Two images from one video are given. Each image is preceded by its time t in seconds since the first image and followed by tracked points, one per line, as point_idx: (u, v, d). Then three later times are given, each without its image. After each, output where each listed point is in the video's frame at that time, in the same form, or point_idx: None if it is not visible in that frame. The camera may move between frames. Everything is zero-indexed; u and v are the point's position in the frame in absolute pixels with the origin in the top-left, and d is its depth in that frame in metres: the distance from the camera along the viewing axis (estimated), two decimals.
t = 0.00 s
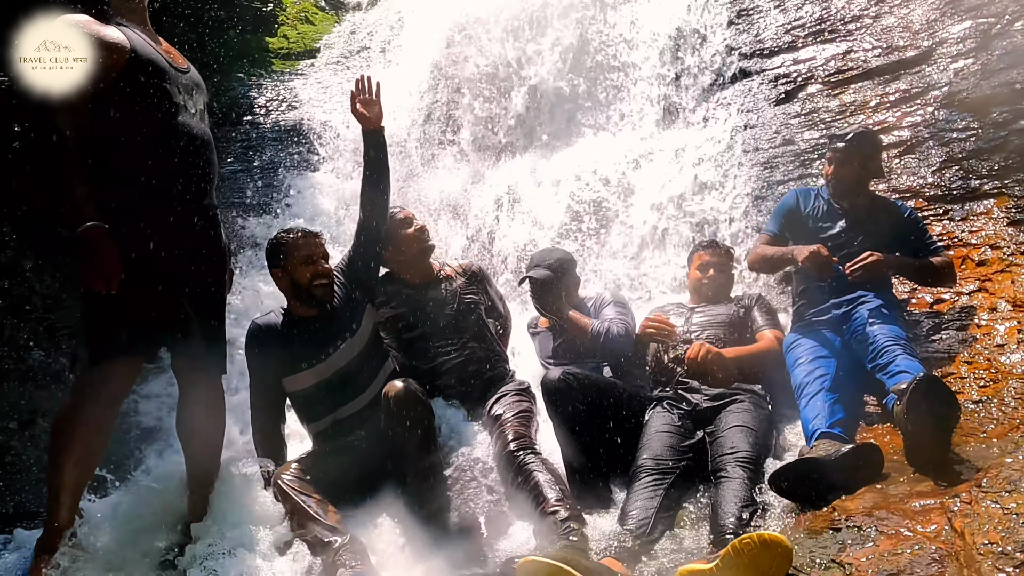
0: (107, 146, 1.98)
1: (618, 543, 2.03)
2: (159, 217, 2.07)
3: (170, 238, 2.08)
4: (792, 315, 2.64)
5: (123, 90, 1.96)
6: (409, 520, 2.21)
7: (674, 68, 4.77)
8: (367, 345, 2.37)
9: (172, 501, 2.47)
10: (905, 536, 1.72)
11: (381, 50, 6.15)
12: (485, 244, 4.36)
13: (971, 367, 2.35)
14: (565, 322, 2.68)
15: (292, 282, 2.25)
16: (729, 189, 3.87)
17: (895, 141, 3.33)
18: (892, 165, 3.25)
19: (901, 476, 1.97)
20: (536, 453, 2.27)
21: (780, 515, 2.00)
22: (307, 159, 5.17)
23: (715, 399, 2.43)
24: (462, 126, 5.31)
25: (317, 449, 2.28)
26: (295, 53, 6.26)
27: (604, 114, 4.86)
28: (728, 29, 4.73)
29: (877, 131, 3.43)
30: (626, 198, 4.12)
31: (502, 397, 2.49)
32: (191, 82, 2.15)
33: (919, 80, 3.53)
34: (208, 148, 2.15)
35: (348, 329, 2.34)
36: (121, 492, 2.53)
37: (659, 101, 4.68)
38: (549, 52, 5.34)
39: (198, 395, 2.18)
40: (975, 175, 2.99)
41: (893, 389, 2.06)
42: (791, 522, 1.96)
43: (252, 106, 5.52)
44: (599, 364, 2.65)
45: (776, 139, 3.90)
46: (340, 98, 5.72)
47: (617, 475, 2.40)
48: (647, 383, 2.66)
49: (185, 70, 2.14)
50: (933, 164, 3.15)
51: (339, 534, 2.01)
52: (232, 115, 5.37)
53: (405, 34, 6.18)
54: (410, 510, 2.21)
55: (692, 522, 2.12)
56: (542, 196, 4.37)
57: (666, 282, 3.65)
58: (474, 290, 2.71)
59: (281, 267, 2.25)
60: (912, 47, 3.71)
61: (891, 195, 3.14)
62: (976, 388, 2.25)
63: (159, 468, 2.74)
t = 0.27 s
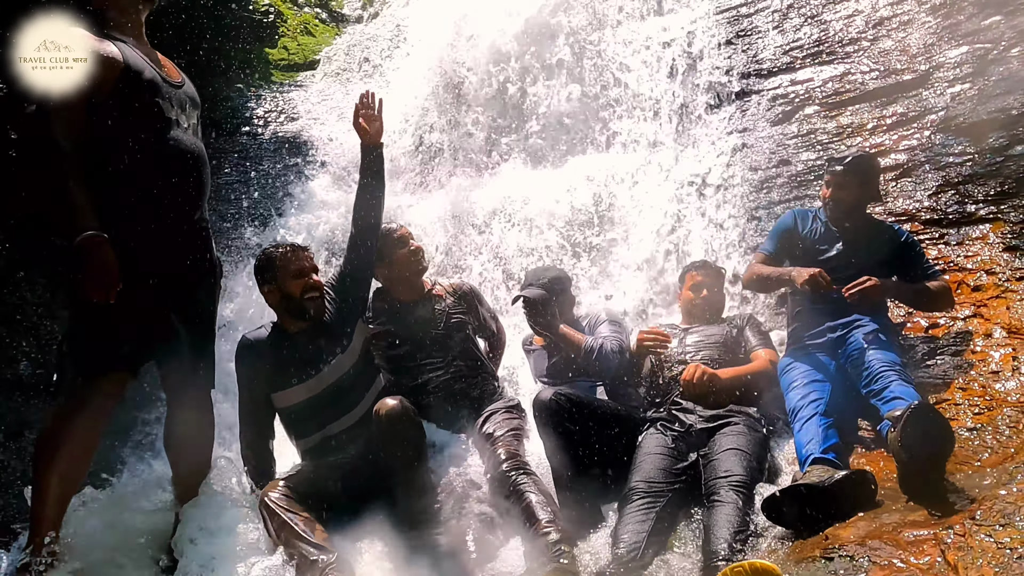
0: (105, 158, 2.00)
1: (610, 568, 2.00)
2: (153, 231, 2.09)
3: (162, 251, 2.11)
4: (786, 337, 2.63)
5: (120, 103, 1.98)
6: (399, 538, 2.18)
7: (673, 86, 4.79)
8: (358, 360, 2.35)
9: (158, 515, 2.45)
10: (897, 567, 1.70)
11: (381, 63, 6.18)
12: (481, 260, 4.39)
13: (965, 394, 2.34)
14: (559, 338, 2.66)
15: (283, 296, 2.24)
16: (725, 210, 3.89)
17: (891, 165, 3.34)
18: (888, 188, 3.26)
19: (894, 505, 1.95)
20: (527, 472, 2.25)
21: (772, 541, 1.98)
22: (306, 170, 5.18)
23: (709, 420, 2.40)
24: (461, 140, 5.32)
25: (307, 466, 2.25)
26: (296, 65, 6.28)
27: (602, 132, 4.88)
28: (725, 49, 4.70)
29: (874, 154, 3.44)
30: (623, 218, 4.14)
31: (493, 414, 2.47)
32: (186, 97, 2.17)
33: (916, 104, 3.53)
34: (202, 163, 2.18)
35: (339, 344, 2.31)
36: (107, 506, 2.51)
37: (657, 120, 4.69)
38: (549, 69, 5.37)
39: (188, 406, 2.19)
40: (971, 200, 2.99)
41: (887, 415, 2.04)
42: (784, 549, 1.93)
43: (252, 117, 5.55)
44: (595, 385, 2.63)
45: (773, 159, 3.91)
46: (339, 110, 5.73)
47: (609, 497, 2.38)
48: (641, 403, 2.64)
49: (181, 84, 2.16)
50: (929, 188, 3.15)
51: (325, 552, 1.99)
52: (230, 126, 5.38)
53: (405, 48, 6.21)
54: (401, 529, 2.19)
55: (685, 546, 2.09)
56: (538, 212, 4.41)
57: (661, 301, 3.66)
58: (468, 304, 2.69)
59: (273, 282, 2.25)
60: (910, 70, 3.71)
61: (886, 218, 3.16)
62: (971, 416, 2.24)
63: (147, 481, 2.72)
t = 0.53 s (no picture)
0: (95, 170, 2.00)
1: None
2: (144, 247, 2.08)
3: (152, 268, 2.10)
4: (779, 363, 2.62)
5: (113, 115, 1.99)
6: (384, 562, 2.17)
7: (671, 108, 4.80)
8: (347, 379, 2.32)
9: (144, 533, 2.43)
10: None
11: (382, 79, 6.20)
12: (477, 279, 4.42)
13: (959, 427, 2.33)
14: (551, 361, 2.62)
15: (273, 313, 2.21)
16: (720, 233, 3.90)
17: (888, 192, 3.34)
18: (884, 216, 3.26)
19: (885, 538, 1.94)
20: (516, 497, 2.23)
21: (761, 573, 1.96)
22: (304, 184, 5.19)
23: (702, 447, 2.37)
24: (459, 158, 5.34)
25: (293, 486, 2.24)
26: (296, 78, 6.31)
27: (600, 152, 4.89)
28: (724, 72, 4.69)
29: (871, 181, 3.44)
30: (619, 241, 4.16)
31: (483, 436, 2.44)
32: (179, 112, 2.18)
33: (914, 131, 3.53)
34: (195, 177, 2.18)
35: (328, 362, 2.29)
36: (93, 522, 2.49)
37: (655, 141, 4.71)
38: (549, 90, 5.39)
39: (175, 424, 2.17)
40: (967, 230, 2.99)
41: (880, 447, 2.02)
42: None
43: (251, 129, 5.56)
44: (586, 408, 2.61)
45: (770, 184, 3.91)
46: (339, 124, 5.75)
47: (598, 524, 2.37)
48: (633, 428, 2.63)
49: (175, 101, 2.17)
50: (925, 216, 3.15)
51: None
52: (229, 138, 5.38)
53: (406, 64, 6.24)
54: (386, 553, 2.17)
55: None
56: (535, 233, 4.45)
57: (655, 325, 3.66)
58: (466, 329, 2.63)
59: (260, 300, 2.21)
60: (907, 98, 3.71)
61: (882, 246, 3.17)
62: (964, 449, 2.24)
63: (134, 497, 2.70)
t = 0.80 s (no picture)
0: (92, 180, 1.98)
1: None
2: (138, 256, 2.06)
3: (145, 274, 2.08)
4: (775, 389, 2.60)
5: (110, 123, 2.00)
6: None
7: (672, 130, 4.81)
8: (335, 397, 2.29)
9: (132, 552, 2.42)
10: None
11: (384, 94, 6.22)
12: (474, 297, 4.42)
13: (955, 459, 2.31)
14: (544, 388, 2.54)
15: (262, 328, 2.20)
16: (718, 257, 3.90)
17: (886, 220, 3.34)
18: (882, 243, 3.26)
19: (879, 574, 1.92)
20: (506, 521, 2.17)
21: None
22: (303, 198, 5.19)
23: (696, 473, 2.34)
24: (459, 175, 5.35)
25: (279, 508, 2.21)
26: (298, 92, 6.32)
27: (600, 172, 4.90)
28: (724, 96, 4.71)
29: (870, 208, 3.44)
30: (616, 265, 4.18)
31: (473, 456, 2.40)
32: (174, 128, 2.22)
33: (912, 159, 3.53)
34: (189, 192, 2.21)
35: (319, 380, 2.28)
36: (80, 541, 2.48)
37: (654, 163, 4.73)
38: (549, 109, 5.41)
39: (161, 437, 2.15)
40: (964, 260, 2.99)
41: (875, 480, 1.98)
42: None
43: (251, 141, 5.57)
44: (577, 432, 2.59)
45: (768, 208, 3.91)
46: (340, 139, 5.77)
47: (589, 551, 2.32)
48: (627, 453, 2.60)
49: (172, 116, 2.22)
50: (923, 245, 3.15)
51: None
52: (229, 150, 5.38)
53: (409, 81, 6.26)
54: None
55: None
56: (532, 252, 4.45)
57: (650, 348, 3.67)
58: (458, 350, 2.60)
59: (250, 316, 2.20)
60: (907, 125, 3.71)
61: (880, 273, 3.16)
62: (959, 483, 2.22)
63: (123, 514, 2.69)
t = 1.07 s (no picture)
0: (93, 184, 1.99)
1: None
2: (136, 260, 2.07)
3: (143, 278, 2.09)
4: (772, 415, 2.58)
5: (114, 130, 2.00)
6: None
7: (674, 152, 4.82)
8: (328, 413, 2.28)
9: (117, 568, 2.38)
10: None
11: (389, 110, 6.25)
12: (473, 315, 4.43)
13: (953, 491, 2.29)
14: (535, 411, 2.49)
15: (253, 341, 2.21)
16: (717, 281, 3.90)
17: (887, 247, 3.33)
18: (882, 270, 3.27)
19: None
20: (498, 544, 2.14)
21: None
22: (304, 212, 5.20)
23: (691, 499, 2.31)
24: (461, 193, 5.36)
25: (269, 525, 2.18)
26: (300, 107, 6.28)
27: (601, 193, 4.92)
28: (726, 120, 4.72)
29: (870, 235, 3.44)
30: (616, 287, 4.18)
31: (465, 475, 2.37)
32: (173, 142, 2.22)
33: (913, 187, 3.53)
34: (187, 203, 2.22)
35: (311, 395, 2.26)
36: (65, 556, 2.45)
37: (656, 186, 4.74)
38: (551, 129, 5.42)
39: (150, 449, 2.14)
40: (964, 288, 2.99)
41: (873, 511, 1.96)
42: None
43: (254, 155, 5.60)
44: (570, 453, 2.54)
45: (768, 232, 3.91)
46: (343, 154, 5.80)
47: None
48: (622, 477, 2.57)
49: (169, 129, 2.21)
50: (923, 273, 3.15)
51: None
52: (232, 163, 5.40)
53: (413, 98, 6.29)
54: None
55: None
56: (532, 272, 4.46)
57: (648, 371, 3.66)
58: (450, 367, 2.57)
59: (240, 331, 2.22)
60: (908, 153, 3.71)
61: (880, 301, 3.16)
62: (958, 515, 2.20)
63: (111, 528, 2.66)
